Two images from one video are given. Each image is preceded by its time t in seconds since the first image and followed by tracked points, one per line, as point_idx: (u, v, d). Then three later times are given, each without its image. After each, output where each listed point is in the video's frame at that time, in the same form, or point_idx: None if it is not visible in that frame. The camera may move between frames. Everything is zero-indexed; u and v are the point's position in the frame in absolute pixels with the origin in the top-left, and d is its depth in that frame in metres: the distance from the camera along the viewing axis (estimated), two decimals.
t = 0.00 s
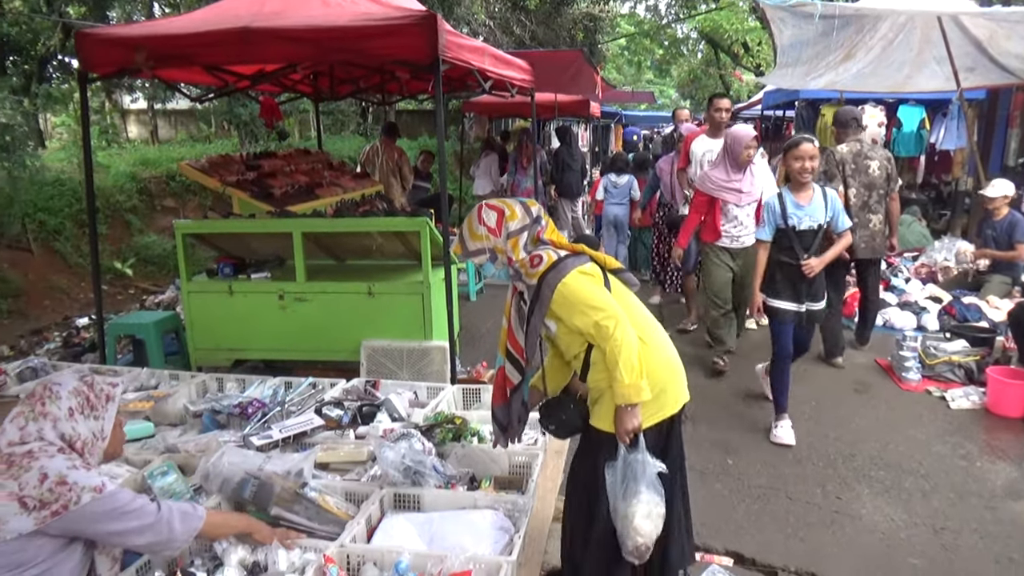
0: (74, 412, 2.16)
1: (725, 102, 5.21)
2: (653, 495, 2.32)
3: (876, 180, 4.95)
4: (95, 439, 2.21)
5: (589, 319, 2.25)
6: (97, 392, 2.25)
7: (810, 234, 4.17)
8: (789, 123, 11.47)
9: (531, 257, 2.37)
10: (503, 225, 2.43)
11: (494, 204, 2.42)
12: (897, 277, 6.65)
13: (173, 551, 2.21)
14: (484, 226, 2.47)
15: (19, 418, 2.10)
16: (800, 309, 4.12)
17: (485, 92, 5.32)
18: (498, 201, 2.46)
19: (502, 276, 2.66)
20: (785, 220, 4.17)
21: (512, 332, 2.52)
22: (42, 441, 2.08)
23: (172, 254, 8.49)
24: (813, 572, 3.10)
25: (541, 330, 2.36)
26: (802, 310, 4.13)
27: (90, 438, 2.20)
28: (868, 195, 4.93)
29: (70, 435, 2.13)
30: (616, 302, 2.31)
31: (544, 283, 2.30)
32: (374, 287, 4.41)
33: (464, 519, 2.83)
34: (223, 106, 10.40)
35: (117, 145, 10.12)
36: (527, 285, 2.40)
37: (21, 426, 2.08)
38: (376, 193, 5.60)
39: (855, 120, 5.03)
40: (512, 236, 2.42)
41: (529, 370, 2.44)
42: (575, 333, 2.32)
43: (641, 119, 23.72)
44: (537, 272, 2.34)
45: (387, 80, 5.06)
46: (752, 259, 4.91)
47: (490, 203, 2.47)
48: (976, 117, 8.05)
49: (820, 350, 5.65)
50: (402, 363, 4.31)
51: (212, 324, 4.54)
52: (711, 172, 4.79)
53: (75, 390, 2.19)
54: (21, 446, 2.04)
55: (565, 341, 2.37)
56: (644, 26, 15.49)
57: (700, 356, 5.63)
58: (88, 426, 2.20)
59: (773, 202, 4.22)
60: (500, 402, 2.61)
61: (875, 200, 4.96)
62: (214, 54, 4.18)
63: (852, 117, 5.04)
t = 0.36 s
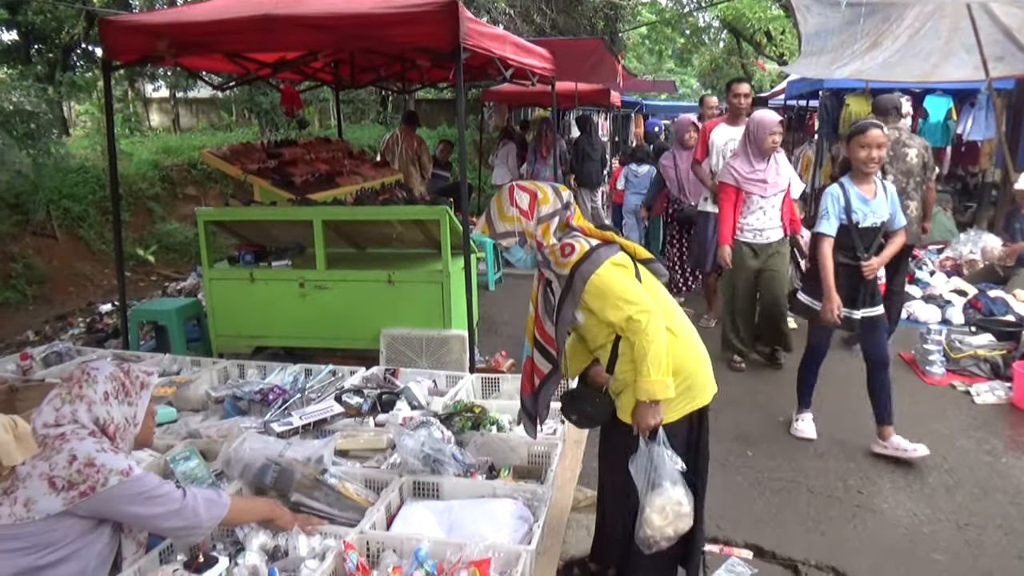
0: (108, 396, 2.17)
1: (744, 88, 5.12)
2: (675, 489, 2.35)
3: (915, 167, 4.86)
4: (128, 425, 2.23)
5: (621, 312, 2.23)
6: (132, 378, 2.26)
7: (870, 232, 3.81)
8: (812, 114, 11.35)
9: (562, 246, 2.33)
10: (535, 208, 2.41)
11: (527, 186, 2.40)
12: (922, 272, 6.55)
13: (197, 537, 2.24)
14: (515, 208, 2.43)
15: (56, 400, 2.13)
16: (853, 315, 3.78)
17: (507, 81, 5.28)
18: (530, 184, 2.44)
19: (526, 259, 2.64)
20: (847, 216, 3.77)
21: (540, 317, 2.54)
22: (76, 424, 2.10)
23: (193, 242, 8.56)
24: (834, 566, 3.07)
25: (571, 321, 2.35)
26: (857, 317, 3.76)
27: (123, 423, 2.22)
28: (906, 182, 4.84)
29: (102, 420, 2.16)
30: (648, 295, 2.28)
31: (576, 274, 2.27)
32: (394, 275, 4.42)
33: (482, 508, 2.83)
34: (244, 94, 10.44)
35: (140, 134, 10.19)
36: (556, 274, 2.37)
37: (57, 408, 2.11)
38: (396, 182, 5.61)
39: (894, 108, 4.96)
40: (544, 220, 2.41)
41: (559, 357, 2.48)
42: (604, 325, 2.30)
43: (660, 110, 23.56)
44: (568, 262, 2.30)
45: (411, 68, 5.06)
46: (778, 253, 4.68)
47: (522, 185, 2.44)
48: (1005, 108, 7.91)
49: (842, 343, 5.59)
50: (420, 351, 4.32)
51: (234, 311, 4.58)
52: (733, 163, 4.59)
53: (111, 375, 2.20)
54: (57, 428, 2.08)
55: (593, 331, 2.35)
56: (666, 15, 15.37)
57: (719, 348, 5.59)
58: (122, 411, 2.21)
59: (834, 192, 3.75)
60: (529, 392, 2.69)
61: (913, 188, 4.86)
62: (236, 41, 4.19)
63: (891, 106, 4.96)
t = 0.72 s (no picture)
0: (133, 381, 2.20)
1: (789, 77, 4.92)
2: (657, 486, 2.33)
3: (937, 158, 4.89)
4: (152, 409, 2.25)
5: (658, 307, 2.24)
6: (155, 363, 2.29)
7: (966, 237, 3.21)
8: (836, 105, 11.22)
9: (602, 238, 2.29)
10: (572, 194, 2.37)
11: (566, 170, 2.36)
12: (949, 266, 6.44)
13: (223, 519, 2.25)
14: (552, 193, 2.39)
15: (83, 384, 2.15)
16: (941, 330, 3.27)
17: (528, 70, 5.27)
18: (567, 168, 2.39)
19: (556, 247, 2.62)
20: (933, 219, 3.22)
21: (570, 307, 2.47)
22: (103, 409, 2.12)
23: (216, 231, 8.62)
24: (856, 562, 3.04)
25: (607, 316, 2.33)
26: (965, 334, 3.27)
27: (148, 407, 2.24)
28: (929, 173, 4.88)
29: (128, 404, 2.18)
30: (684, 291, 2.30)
31: (618, 269, 2.25)
32: (414, 265, 4.42)
33: (502, 497, 2.83)
34: (266, 84, 10.50)
35: (163, 124, 10.29)
36: (593, 268, 2.32)
37: (84, 393, 2.13)
38: (417, 172, 5.61)
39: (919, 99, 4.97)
40: (581, 208, 2.37)
41: (589, 349, 2.42)
42: (637, 318, 2.31)
43: (682, 102, 23.40)
44: (610, 256, 2.26)
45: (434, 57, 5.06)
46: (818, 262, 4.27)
47: (561, 169, 2.39)
48: None
49: (866, 338, 5.53)
50: (440, 342, 4.32)
51: (256, 299, 4.61)
52: (774, 160, 4.26)
53: (135, 360, 2.22)
54: (85, 413, 2.10)
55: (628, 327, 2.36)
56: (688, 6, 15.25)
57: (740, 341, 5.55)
58: (146, 396, 2.24)
59: (916, 193, 3.26)
60: (555, 383, 2.59)
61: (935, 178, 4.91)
62: (259, 30, 4.20)
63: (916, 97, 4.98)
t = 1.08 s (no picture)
0: (159, 364, 2.21)
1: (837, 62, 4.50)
2: (620, 433, 2.52)
3: (951, 149, 4.92)
4: (178, 392, 2.27)
5: (689, 298, 2.25)
6: (181, 346, 2.29)
7: None
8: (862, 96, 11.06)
9: (634, 229, 2.28)
10: (597, 184, 2.35)
11: (587, 160, 2.35)
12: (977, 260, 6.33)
13: (249, 500, 2.28)
14: (575, 184, 2.39)
15: (111, 366, 2.17)
16: None
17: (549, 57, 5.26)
18: (590, 158, 2.38)
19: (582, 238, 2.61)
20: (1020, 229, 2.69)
21: (598, 296, 2.48)
22: (131, 391, 2.15)
23: (237, 218, 8.67)
24: (877, 556, 3.02)
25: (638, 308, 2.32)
26: None
27: (173, 389, 2.25)
28: (942, 164, 4.92)
29: (154, 387, 2.20)
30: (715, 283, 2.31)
31: (649, 260, 2.24)
32: (434, 252, 4.43)
33: (521, 483, 2.84)
34: (288, 73, 10.55)
35: (187, 113, 10.36)
36: (624, 258, 2.31)
37: (112, 374, 2.16)
38: (438, 160, 5.61)
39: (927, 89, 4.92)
40: (607, 198, 2.35)
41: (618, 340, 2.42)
42: (667, 310, 2.32)
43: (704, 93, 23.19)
44: (641, 247, 2.25)
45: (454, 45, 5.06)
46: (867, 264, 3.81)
47: (583, 159, 2.38)
48: None
49: (890, 331, 5.46)
50: (459, 330, 4.32)
51: (277, 286, 4.64)
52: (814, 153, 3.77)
53: (161, 343, 2.23)
54: (113, 394, 2.13)
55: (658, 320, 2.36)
56: None
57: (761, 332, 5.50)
58: (172, 378, 2.25)
59: (998, 201, 2.74)
60: (585, 372, 2.61)
61: (948, 168, 4.94)
62: (281, 17, 4.22)
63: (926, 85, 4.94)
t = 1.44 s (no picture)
0: (197, 352, 2.24)
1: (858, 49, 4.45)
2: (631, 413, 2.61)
3: (974, 136, 4.83)
4: (212, 381, 2.30)
5: (706, 296, 2.21)
6: (219, 337, 2.33)
7: None
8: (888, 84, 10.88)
9: (655, 220, 2.26)
10: (613, 175, 2.35)
11: (605, 151, 2.35)
12: (1004, 251, 6.22)
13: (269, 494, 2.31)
14: (592, 175, 2.41)
15: (149, 350, 2.20)
16: None
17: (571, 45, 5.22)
18: (609, 149, 2.37)
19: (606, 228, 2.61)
20: None
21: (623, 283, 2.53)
22: (166, 376, 2.17)
23: (259, 205, 8.73)
24: (900, 549, 3.00)
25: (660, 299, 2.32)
26: None
27: (207, 378, 2.28)
28: (967, 151, 4.81)
29: (190, 375, 2.22)
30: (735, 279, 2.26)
31: (669, 252, 2.21)
32: (455, 240, 4.42)
33: (542, 471, 2.84)
34: (309, 61, 10.57)
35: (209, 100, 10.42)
36: (645, 248, 2.29)
37: (149, 359, 2.18)
38: (459, 149, 5.60)
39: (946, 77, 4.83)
40: (624, 188, 2.34)
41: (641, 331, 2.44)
42: (686, 304, 2.30)
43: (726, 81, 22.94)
44: (663, 238, 2.23)
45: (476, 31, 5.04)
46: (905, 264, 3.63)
47: (601, 150, 2.38)
48: None
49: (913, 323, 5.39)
50: (480, 318, 4.33)
51: (299, 273, 4.67)
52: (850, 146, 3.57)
53: (201, 332, 2.26)
54: (148, 379, 2.15)
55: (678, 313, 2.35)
56: None
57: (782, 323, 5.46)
58: (208, 367, 2.28)
59: None
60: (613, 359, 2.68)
61: (972, 156, 4.83)
62: (305, 5, 4.22)
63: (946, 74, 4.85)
